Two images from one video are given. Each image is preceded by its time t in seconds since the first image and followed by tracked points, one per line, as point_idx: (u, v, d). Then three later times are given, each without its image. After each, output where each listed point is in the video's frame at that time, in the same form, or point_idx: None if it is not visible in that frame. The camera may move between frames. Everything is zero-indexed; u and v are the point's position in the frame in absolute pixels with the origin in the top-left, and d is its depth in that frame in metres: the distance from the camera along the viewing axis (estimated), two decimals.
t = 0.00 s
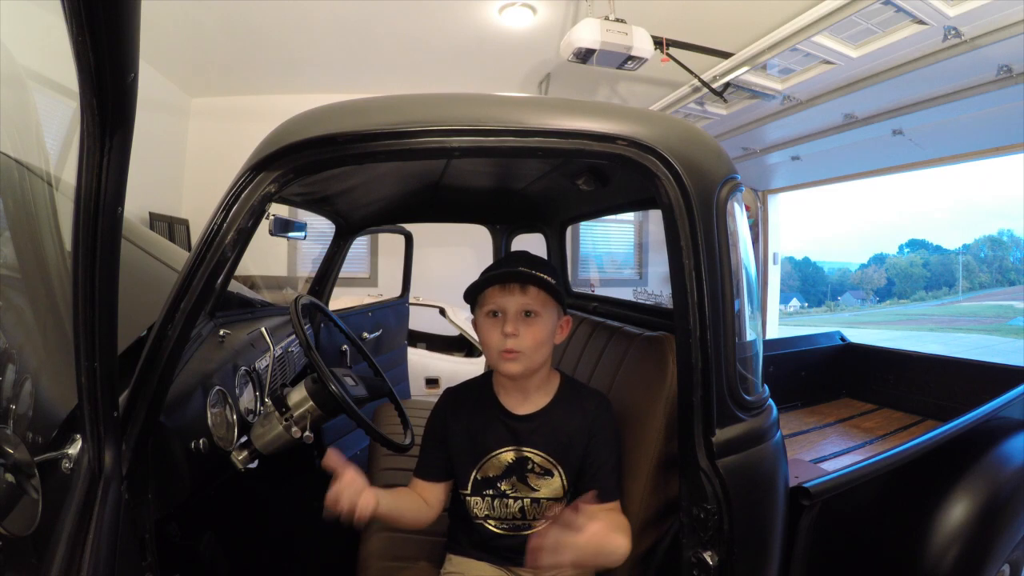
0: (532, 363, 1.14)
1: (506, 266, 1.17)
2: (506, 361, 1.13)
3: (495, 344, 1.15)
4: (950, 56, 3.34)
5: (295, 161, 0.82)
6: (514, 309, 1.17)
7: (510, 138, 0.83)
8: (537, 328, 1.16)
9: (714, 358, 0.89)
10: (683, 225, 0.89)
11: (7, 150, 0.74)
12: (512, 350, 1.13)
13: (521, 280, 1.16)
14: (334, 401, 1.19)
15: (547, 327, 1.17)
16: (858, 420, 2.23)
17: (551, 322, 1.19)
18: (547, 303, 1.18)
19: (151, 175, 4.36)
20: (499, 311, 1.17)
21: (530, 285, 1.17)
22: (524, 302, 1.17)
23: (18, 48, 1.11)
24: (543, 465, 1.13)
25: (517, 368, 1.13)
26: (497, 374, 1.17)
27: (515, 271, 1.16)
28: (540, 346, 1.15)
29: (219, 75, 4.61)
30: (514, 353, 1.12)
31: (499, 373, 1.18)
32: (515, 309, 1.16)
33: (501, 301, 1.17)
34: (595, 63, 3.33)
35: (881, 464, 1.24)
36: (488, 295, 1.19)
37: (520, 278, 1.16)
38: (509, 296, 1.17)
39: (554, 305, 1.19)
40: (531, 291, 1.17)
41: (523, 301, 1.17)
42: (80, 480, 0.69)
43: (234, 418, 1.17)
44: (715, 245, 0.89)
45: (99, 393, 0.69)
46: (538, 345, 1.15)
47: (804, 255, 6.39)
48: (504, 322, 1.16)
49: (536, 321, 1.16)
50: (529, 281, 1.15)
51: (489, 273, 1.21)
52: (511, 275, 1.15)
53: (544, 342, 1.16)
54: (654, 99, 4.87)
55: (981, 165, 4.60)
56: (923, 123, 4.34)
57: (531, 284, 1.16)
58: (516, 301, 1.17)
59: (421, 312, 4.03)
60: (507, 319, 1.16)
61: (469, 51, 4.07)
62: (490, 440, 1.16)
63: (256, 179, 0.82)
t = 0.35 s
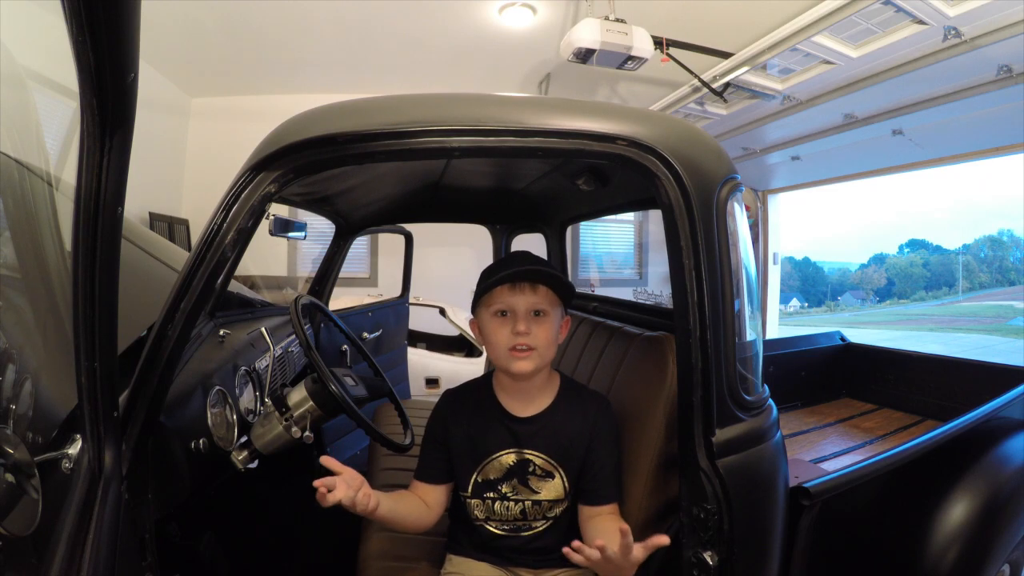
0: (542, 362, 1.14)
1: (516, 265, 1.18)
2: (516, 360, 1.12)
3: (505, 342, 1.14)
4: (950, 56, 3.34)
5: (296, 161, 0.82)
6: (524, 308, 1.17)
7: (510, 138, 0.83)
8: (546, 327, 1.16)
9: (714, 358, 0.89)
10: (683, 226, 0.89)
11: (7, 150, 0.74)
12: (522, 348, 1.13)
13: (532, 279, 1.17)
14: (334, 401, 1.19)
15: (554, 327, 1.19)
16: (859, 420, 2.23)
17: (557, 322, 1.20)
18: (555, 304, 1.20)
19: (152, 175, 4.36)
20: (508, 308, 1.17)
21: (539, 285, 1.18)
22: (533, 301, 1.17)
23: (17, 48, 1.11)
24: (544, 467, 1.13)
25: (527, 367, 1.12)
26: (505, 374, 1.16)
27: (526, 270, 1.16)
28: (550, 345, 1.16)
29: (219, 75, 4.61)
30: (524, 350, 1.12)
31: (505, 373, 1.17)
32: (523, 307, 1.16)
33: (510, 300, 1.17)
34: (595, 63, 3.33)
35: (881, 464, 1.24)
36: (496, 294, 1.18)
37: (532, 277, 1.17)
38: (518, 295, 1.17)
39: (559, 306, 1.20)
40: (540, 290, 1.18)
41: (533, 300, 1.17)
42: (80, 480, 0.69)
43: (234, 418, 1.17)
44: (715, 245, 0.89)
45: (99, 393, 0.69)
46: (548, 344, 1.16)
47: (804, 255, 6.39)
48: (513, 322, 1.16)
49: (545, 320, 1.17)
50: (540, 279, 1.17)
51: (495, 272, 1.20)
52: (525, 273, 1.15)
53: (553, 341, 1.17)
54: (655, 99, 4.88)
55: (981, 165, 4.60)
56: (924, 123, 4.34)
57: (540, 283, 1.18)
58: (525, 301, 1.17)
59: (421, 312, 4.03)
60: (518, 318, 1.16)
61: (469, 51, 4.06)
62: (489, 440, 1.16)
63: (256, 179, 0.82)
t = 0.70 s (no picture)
0: (544, 363, 1.14)
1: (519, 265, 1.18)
2: (519, 360, 1.12)
3: (507, 343, 1.14)
4: (950, 56, 3.34)
5: (296, 161, 0.82)
6: (526, 308, 1.17)
7: (510, 138, 0.83)
8: (548, 328, 1.16)
9: (714, 358, 0.89)
10: (683, 226, 0.89)
11: (7, 150, 0.74)
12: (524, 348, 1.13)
13: (534, 279, 1.17)
14: (335, 401, 1.19)
15: (556, 327, 1.19)
16: (859, 420, 2.23)
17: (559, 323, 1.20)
18: (556, 304, 1.20)
19: (152, 175, 4.36)
20: (510, 308, 1.17)
21: (541, 285, 1.18)
22: (535, 301, 1.17)
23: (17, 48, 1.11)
24: (546, 467, 1.13)
25: (530, 367, 1.12)
26: (507, 374, 1.16)
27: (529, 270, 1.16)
28: (553, 344, 1.16)
29: (219, 75, 4.61)
30: (527, 350, 1.12)
31: (506, 373, 1.17)
32: (525, 307, 1.16)
33: (513, 300, 1.17)
34: (595, 63, 3.33)
35: (882, 464, 1.24)
36: (498, 294, 1.18)
37: (534, 278, 1.17)
38: (521, 295, 1.17)
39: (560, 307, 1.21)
40: (543, 290, 1.18)
41: (535, 300, 1.17)
42: (80, 480, 0.69)
43: (234, 419, 1.17)
44: (715, 245, 0.89)
45: (99, 393, 0.69)
46: (551, 343, 1.16)
47: (804, 255, 6.39)
48: (516, 322, 1.15)
49: (547, 320, 1.17)
50: (543, 279, 1.17)
51: (496, 272, 1.20)
52: (527, 274, 1.15)
53: (555, 340, 1.17)
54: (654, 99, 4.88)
55: (981, 164, 4.60)
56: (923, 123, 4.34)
57: (542, 284, 1.18)
58: (527, 301, 1.17)
59: (421, 312, 4.03)
60: (520, 318, 1.16)
61: (469, 51, 4.06)
62: (490, 439, 1.16)
63: (256, 179, 0.82)
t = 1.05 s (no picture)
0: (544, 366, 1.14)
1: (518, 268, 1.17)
2: (520, 364, 1.12)
3: (508, 346, 1.14)
4: (950, 56, 3.34)
5: (295, 161, 0.82)
6: (526, 311, 1.16)
7: (510, 138, 0.83)
8: (548, 331, 1.16)
9: (714, 358, 0.89)
10: (683, 227, 0.89)
11: (8, 150, 0.74)
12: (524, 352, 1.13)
13: (534, 283, 1.16)
14: (334, 401, 1.19)
15: (556, 328, 1.19)
16: (859, 420, 2.23)
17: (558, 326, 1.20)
18: (556, 307, 1.20)
19: (152, 175, 4.36)
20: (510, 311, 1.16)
21: (541, 287, 1.18)
22: (535, 304, 1.17)
23: (17, 48, 1.11)
24: (545, 466, 1.13)
25: (530, 371, 1.13)
26: (507, 377, 1.16)
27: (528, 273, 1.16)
28: (553, 347, 1.16)
29: (220, 75, 4.61)
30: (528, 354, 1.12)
31: (506, 376, 1.17)
32: (525, 311, 1.16)
33: (513, 303, 1.16)
34: (595, 63, 3.33)
35: (882, 464, 1.24)
36: (497, 298, 1.17)
37: (534, 281, 1.16)
38: (521, 298, 1.17)
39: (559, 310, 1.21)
40: (542, 293, 1.18)
41: (535, 303, 1.17)
42: (80, 481, 0.69)
43: (234, 419, 1.17)
44: (715, 245, 0.89)
45: (99, 393, 0.69)
46: (551, 346, 1.16)
47: (804, 255, 6.39)
48: (516, 325, 1.15)
49: (547, 322, 1.17)
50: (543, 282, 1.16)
51: (494, 274, 1.19)
52: (527, 278, 1.15)
53: (555, 342, 1.17)
54: (654, 99, 4.88)
55: (981, 165, 4.60)
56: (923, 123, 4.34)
57: (541, 287, 1.18)
58: (527, 303, 1.17)
59: (421, 312, 4.03)
60: (520, 322, 1.15)
61: (469, 51, 4.06)
62: (490, 438, 1.16)
63: (256, 180, 0.82)
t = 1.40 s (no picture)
0: (543, 361, 1.14)
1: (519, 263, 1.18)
2: (518, 358, 1.12)
3: (506, 341, 1.14)
4: (950, 56, 3.34)
5: (296, 160, 0.82)
6: (525, 307, 1.17)
7: (510, 138, 0.83)
8: (547, 327, 1.16)
9: (714, 358, 0.89)
10: (683, 226, 0.89)
11: (8, 150, 0.74)
12: (523, 346, 1.12)
13: (534, 279, 1.17)
14: (334, 401, 1.20)
15: (555, 326, 1.19)
16: (859, 420, 2.23)
17: (557, 323, 1.20)
18: (556, 305, 1.20)
19: (152, 175, 4.36)
20: (508, 304, 1.17)
21: (541, 284, 1.19)
22: (534, 300, 1.17)
23: (17, 48, 1.11)
24: (544, 467, 1.13)
25: (530, 366, 1.12)
26: (504, 373, 1.16)
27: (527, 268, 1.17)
28: (552, 344, 1.16)
29: (220, 75, 4.61)
30: (526, 348, 1.12)
31: (505, 372, 1.16)
32: (524, 305, 1.16)
33: (512, 299, 1.17)
34: (595, 63, 3.33)
35: (882, 464, 1.24)
36: (497, 293, 1.18)
37: (533, 276, 1.17)
38: (520, 294, 1.17)
39: (559, 308, 1.21)
40: (542, 290, 1.18)
41: (535, 299, 1.17)
42: (80, 481, 0.69)
43: (234, 419, 1.17)
44: (715, 244, 0.89)
45: (99, 393, 0.69)
46: (549, 343, 1.16)
47: (804, 255, 6.39)
48: (515, 321, 1.16)
49: (546, 319, 1.17)
50: (542, 277, 1.17)
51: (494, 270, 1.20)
52: (526, 273, 1.16)
53: (554, 340, 1.17)
54: (654, 99, 4.88)
55: (981, 164, 4.60)
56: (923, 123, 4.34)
57: (541, 284, 1.18)
58: (526, 300, 1.17)
59: (421, 312, 4.03)
60: (519, 317, 1.16)
61: (469, 50, 4.06)
62: (490, 439, 1.16)
63: (256, 179, 0.82)
